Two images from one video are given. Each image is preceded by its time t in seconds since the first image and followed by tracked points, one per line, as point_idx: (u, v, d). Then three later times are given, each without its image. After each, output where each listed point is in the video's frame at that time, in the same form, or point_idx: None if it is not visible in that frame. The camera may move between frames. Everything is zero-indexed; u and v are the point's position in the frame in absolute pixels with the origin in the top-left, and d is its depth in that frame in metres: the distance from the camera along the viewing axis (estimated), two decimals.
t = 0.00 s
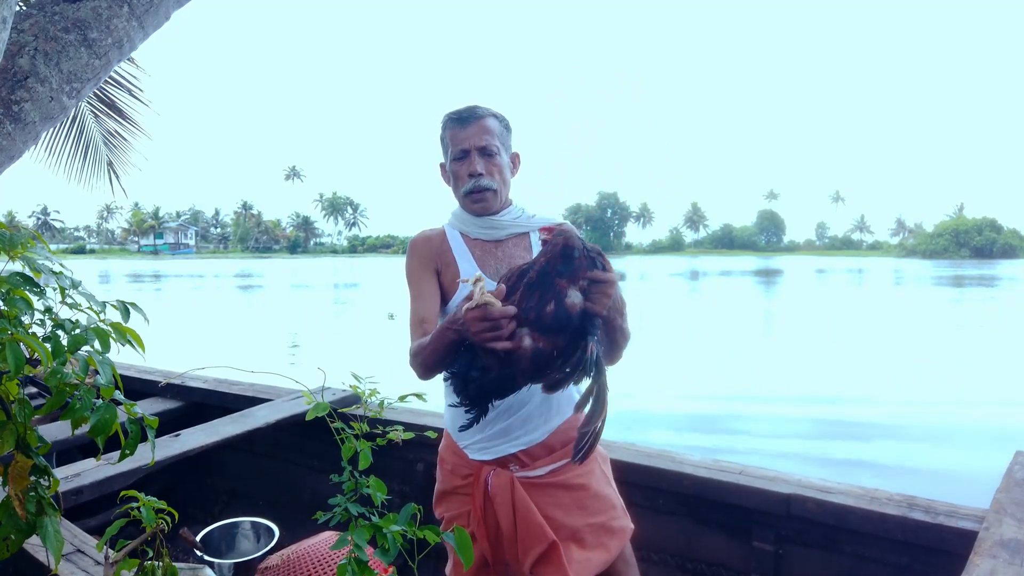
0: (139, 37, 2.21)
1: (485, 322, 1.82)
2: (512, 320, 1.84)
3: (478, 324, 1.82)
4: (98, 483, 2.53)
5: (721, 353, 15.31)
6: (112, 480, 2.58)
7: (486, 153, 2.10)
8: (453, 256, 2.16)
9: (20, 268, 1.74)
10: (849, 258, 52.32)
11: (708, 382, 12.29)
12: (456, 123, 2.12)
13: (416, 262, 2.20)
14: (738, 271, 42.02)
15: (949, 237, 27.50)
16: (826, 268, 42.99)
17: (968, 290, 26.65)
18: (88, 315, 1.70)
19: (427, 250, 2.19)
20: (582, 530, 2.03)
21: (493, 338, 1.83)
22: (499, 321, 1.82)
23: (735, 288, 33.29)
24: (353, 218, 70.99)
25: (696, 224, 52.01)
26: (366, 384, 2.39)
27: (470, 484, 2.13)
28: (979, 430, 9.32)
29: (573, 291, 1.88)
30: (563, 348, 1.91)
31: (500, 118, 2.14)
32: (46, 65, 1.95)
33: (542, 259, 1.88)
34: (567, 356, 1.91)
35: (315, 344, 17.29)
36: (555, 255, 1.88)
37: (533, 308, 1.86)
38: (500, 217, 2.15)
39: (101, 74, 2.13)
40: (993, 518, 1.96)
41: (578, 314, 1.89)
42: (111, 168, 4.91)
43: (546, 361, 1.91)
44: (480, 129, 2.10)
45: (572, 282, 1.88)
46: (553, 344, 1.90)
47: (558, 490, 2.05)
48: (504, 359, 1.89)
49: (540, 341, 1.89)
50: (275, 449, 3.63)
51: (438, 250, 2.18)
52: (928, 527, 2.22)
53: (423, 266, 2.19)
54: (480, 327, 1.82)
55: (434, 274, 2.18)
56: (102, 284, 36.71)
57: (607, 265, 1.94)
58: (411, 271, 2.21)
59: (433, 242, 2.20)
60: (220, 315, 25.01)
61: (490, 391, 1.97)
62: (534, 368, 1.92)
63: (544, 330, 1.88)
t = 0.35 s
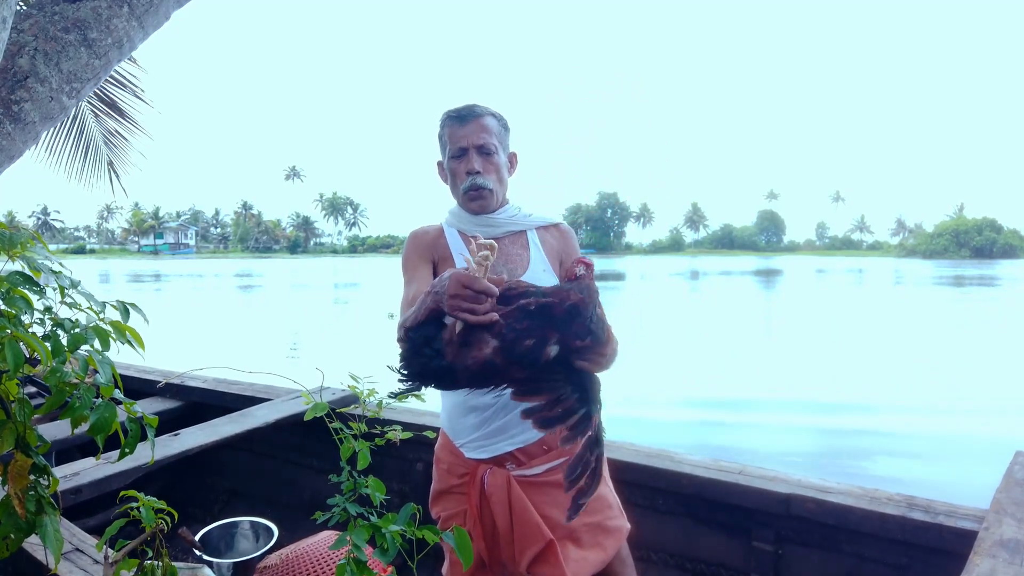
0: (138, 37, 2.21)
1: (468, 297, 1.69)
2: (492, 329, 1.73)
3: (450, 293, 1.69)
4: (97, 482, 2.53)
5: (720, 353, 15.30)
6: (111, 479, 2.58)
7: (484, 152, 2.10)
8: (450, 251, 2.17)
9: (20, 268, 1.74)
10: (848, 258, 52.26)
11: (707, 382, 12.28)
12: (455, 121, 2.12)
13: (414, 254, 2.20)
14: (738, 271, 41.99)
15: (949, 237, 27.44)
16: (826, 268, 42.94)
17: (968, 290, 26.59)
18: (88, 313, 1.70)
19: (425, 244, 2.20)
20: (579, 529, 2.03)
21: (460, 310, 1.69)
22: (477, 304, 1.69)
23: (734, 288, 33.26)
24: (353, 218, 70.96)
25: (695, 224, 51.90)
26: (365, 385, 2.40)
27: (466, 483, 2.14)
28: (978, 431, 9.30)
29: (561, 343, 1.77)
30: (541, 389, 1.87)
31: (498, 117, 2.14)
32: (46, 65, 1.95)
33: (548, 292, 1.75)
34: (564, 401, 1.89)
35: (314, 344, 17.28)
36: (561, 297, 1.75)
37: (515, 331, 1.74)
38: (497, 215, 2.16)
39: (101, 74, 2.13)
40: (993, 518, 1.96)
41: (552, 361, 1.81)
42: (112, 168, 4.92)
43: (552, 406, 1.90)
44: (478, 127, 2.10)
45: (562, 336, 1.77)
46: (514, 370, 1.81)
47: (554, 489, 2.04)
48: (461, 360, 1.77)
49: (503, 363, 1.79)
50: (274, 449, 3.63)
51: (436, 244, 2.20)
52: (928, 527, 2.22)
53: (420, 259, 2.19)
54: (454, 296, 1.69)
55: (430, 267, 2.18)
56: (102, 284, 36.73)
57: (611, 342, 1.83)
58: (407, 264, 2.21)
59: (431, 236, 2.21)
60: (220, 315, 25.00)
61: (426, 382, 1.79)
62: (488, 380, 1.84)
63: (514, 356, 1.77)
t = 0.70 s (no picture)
0: (138, 37, 2.21)
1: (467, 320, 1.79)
2: (487, 358, 1.83)
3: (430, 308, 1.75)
4: (97, 482, 2.53)
5: (720, 353, 15.29)
6: (111, 479, 2.58)
7: (481, 150, 2.09)
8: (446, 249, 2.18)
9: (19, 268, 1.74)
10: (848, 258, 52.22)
11: (707, 383, 12.27)
12: (452, 119, 2.11)
13: (410, 249, 2.21)
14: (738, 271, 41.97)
15: (949, 238, 27.41)
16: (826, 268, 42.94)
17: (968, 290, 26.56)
18: (87, 314, 1.70)
19: (420, 241, 2.20)
20: (575, 530, 2.04)
21: (435, 322, 1.75)
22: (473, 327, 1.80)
23: (735, 288, 33.26)
24: (353, 219, 70.95)
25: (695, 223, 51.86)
26: (365, 384, 2.40)
27: (463, 484, 2.13)
28: (978, 432, 9.29)
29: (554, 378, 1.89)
30: (529, 418, 1.98)
31: (496, 115, 2.12)
32: (46, 65, 1.95)
33: (548, 329, 1.83)
34: (553, 433, 1.99)
35: (314, 344, 17.30)
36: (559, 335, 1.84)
37: (512, 362, 1.84)
38: (494, 214, 2.16)
39: (101, 74, 2.13)
40: (993, 521, 1.96)
41: (544, 393, 1.93)
42: (112, 168, 4.92)
43: (540, 436, 2.00)
44: (476, 124, 2.09)
45: (556, 374, 1.88)
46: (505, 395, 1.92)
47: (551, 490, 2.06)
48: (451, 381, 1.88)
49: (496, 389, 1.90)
50: (273, 450, 3.63)
51: (433, 240, 2.20)
52: (928, 531, 2.21)
53: (416, 256, 2.19)
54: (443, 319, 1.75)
55: (426, 263, 2.19)
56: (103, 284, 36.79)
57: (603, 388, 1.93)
58: (402, 261, 2.21)
59: (427, 233, 2.21)
60: (221, 315, 25.02)
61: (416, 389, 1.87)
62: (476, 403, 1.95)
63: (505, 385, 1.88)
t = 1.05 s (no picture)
0: (138, 37, 2.20)
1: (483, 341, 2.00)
2: (516, 364, 1.99)
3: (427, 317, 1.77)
4: (98, 482, 2.53)
5: (720, 354, 15.26)
6: (112, 479, 2.58)
7: (485, 149, 2.10)
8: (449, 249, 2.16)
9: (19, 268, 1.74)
10: (848, 258, 52.16)
11: (707, 383, 12.26)
12: (457, 119, 2.12)
13: (411, 251, 2.19)
14: (738, 272, 41.98)
15: (949, 238, 27.36)
16: (826, 268, 42.89)
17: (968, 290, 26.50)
18: (87, 314, 1.70)
19: (422, 241, 2.19)
20: (578, 531, 2.06)
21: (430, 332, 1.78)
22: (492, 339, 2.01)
23: (734, 288, 33.22)
24: (353, 219, 70.92)
25: (695, 224, 51.81)
26: (365, 385, 2.39)
27: (464, 484, 2.11)
28: (978, 433, 9.26)
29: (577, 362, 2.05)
30: (562, 428, 2.06)
31: (500, 115, 2.14)
32: (46, 65, 1.95)
33: (555, 322, 2.03)
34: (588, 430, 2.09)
35: (314, 344, 17.30)
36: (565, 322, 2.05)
37: (539, 360, 2.00)
38: (498, 215, 2.16)
39: (101, 74, 2.13)
40: (991, 524, 1.96)
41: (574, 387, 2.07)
42: (112, 168, 4.92)
43: (576, 443, 2.08)
44: (480, 124, 2.10)
45: (576, 359, 2.04)
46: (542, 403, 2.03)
47: (553, 491, 2.08)
48: (491, 400, 2.00)
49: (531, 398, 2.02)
50: (273, 451, 3.64)
51: (434, 240, 2.19)
52: (927, 534, 2.21)
53: (418, 256, 2.18)
54: (442, 331, 1.77)
55: (428, 264, 2.18)
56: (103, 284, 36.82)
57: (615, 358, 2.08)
58: (404, 261, 2.19)
59: (429, 232, 2.20)
60: (221, 315, 25.02)
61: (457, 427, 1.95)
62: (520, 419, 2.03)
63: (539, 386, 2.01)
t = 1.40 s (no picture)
0: (138, 37, 2.21)
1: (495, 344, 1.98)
2: (541, 341, 1.95)
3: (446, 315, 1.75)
4: (98, 482, 2.53)
5: (720, 354, 15.24)
6: (111, 479, 2.58)
7: (497, 148, 2.10)
8: (459, 248, 2.16)
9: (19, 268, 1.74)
10: (848, 258, 52.11)
11: (705, 384, 12.25)
12: (469, 118, 2.11)
13: (420, 250, 2.17)
14: (738, 272, 41.96)
15: (949, 237, 27.29)
16: (826, 268, 42.84)
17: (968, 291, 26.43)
18: (87, 315, 1.70)
19: (432, 239, 2.17)
20: (585, 529, 2.07)
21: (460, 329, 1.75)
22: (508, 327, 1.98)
23: (734, 288, 33.19)
24: (353, 219, 70.90)
25: (695, 224, 51.75)
26: (364, 386, 2.39)
27: (472, 484, 2.13)
28: (977, 433, 9.24)
29: (580, 321, 2.07)
30: (590, 398, 2.10)
31: (512, 116, 2.14)
32: (46, 65, 1.95)
33: (542, 295, 2.06)
34: (611, 391, 2.13)
35: (314, 344, 17.30)
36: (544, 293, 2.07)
37: (556, 330, 1.99)
38: (508, 216, 2.16)
39: (101, 74, 2.13)
40: (991, 523, 1.96)
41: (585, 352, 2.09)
42: (112, 167, 4.91)
43: (604, 406, 2.12)
44: (492, 124, 2.10)
45: (577, 319, 2.07)
46: (573, 370, 2.03)
47: (560, 490, 2.08)
48: (533, 382, 1.95)
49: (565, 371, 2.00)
50: (273, 451, 3.63)
51: (444, 239, 2.17)
52: (926, 533, 2.21)
53: (428, 254, 2.16)
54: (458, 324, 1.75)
55: (438, 263, 2.16)
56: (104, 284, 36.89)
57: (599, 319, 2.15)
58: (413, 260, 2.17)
59: (438, 231, 2.19)
60: (221, 315, 25.03)
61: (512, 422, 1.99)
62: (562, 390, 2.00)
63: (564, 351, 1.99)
